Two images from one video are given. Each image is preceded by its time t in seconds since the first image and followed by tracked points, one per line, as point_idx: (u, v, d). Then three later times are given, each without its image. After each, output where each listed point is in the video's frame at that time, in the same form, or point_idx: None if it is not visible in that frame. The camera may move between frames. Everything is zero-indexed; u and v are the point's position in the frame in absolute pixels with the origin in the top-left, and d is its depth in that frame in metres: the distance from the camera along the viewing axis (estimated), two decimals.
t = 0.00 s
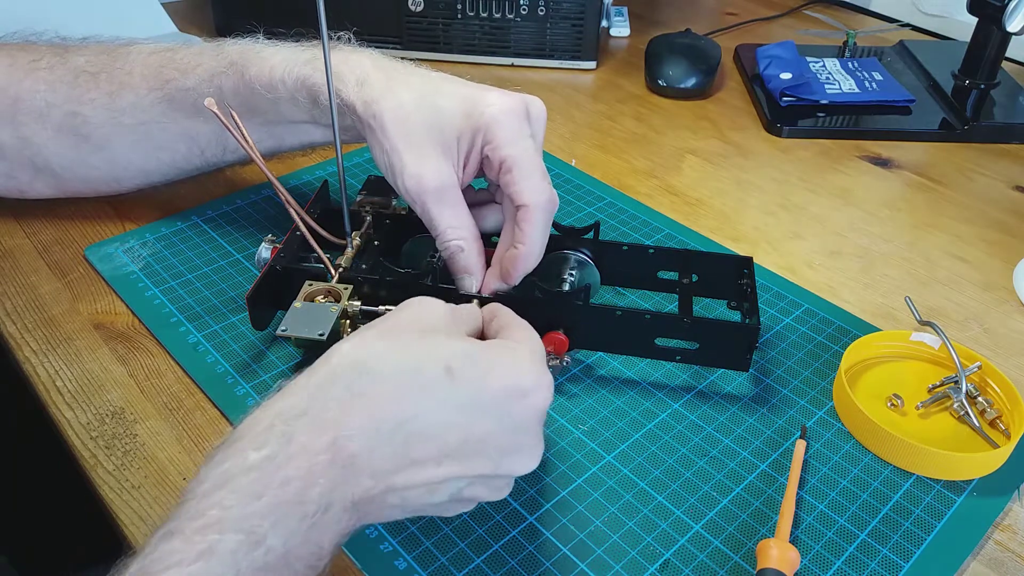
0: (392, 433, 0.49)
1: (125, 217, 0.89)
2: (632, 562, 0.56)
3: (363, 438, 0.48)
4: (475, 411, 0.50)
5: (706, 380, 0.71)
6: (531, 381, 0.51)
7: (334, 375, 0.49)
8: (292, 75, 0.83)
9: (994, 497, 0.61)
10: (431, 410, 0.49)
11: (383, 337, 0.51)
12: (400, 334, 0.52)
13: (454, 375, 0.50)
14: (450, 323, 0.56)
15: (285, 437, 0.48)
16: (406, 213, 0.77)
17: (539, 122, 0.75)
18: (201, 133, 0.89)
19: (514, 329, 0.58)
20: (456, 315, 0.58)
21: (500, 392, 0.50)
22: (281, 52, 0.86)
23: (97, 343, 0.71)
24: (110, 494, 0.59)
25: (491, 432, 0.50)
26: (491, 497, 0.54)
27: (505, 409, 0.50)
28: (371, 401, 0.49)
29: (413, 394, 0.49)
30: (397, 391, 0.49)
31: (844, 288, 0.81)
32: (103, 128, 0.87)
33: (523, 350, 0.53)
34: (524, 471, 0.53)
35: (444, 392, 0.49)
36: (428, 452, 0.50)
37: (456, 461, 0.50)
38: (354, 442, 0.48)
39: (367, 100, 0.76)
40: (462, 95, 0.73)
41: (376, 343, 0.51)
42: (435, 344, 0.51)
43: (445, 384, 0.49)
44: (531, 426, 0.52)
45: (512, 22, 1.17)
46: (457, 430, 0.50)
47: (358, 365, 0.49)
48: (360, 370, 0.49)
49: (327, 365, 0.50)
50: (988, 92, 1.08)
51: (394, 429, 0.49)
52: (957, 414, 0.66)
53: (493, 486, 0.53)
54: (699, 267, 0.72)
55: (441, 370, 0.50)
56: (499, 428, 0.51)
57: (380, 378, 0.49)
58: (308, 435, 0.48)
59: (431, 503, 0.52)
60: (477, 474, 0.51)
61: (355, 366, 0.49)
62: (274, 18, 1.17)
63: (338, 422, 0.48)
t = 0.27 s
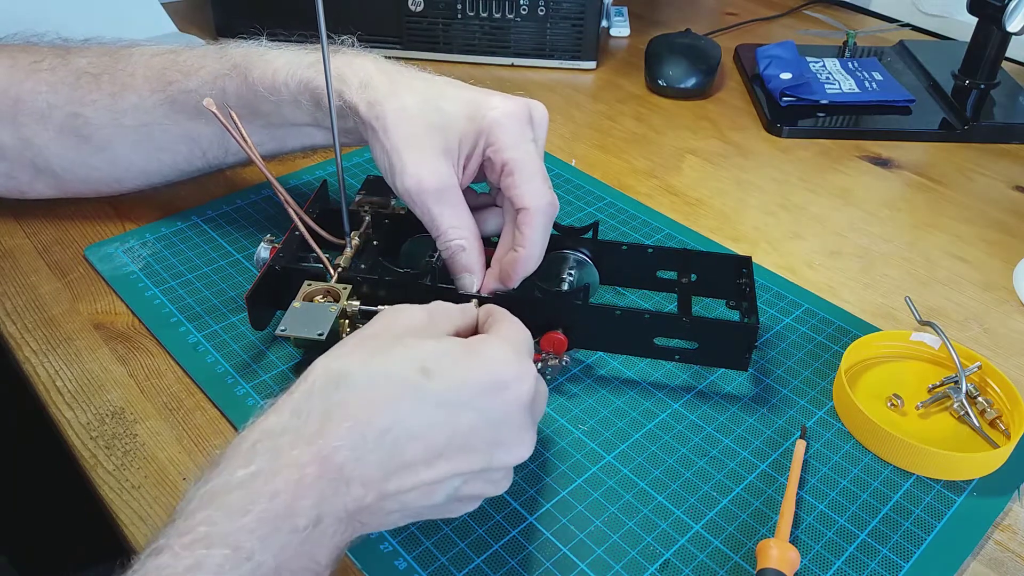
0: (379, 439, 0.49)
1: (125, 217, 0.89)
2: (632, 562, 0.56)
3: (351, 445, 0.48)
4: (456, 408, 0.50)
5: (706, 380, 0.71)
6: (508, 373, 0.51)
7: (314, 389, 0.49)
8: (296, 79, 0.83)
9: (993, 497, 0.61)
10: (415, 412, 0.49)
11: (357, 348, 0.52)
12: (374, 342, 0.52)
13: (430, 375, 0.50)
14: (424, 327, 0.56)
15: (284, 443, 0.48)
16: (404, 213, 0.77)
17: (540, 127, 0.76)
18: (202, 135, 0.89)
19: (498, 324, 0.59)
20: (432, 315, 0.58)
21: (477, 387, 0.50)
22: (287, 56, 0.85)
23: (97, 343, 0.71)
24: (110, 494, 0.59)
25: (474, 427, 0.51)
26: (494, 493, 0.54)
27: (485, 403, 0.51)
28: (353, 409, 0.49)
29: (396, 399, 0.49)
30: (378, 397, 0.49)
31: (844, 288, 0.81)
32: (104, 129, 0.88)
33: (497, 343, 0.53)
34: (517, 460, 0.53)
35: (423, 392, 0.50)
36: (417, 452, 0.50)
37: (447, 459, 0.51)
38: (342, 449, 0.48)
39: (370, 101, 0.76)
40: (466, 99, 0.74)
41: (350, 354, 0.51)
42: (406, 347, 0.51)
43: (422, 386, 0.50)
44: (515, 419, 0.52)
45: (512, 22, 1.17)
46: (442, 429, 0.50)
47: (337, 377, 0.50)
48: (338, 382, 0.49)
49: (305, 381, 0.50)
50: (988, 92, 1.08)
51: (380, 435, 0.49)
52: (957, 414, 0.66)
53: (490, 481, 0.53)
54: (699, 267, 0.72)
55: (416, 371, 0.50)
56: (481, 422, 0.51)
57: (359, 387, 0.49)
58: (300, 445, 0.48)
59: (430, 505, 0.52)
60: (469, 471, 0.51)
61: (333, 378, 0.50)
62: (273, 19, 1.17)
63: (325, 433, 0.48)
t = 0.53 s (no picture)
0: (389, 423, 0.48)
1: (125, 217, 0.89)
2: (632, 562, 0.56)
3: (362, 431, 0.47)
4: (456, 380, 0.50)
5: (706, 380, 0.71)
6: (498, 338, 0.52)
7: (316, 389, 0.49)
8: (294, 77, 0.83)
9: (993, 497, 0.61)
10: (420, 392, 0.49)
11: (350, 347, 0.52)
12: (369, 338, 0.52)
13: (425, 354, 0.50)
14: (412, 315, 0.56)
15: (294, 442, 0.47)
16: (403, 212, 0.77)
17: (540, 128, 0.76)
18: (203, 135, 0.89)
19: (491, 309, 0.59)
20: (416, 305, 0.58)
21: (472, 354, 0.51)
22: (287, 56, 0.85)
23: (97, 343, 0.71)
24: (110, 494, 0.59)
25: (478, 395, 0.51)
26: (515, 468, 0.54)
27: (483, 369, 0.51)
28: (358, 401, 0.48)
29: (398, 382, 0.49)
30: (379, 382, 0.49)
31: (844, 288, 0.81)
32: (105, 129, 0.87)
33: (486, 316, 0.54)
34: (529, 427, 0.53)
35: (422, 370, 0.50)
36: (431, 429, 0.49)
37: (460, 435, 0.50)
38: (354, 438, 0.47)
39: (370, 101, 0.76)
40: (467, 99, 0.74)
41: (343, 352, 0.51)
42: (397, 335, 0.52)
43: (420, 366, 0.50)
44: (514, 383, 0.52)
45: (512, 22, 1.17)
46: (449, 403, 0.50)
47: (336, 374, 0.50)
48: (337, 378, 0.49)
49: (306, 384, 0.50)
50: (988, 92, 1.08)
51: (390, 421, 0.48)
52: (957, 414, 0.66)
53: (507, 453, 0.53)
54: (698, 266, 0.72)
55: (411, 353, 0.50)
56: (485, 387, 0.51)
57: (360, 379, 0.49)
58: (308, 438, 0.47)
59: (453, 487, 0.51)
60: (483, 443, 0.51)
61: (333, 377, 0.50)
62: (273, 19, 1.17)
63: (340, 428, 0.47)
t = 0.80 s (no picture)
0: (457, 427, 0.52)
1: (125, 217, 0.89)
2: (632, 562, 0.56)
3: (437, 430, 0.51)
4: (526, 393, 0.55)
5: (706, 380, 0.71)
6: (567, 357, 0.57)
7: (398, 380, 0.52)
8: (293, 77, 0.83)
9: (993, 497, 0.61)
10: (490, 399, 0.53)
11: (429, 340, 0.55)
12: (440, 333, 0.55)
13: (504, 363, 0.55)
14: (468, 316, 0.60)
15: (382, 436, 0.49)
16: (402, 212, 0.77)
17: (539, 129, 0.76)
18: (203, 135, 0.89)
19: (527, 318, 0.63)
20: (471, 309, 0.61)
21: (543, 371, 0.56)
22: (285, 56, 0.85)
23: (96, 343, 0.71)
24: (110, 494, 0.59)
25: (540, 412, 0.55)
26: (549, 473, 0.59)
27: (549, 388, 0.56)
28: (437, 399, 0.52)
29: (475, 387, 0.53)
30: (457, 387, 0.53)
31: (844, 288, 0.81)
32: (105, 129, 0.88)
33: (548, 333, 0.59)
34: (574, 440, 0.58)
35: (495, 381, 0.54)
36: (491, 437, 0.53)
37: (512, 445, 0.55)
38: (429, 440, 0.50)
39: (369, 101, 0.76)
40: (466, 99, 0.74)
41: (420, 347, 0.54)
42: (474, 341, 0.55)
43: (498, 374, 0.54)
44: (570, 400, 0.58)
45: (512, 22, 1.17)
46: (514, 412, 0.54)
47: (418, 369, 0.53)
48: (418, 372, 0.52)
49: (387, 372, 0.52)
50: (988, 92, 1.08)
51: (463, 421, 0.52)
52: (957, 414, 0.66)
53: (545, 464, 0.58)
54: (697, 267, 0.72)
55: (489, 362, 0.54)
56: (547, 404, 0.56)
57: (440, 376, 0.53)
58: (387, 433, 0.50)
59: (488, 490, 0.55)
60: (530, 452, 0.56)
61: (415, 370, 0.52)
62: (273, 19, 1.17)
63: (420, 427, 0.50)
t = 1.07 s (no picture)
0: (456, 419, 0.53)
1: (125, 217, 0.89)
2: (632, 562, 0.56)
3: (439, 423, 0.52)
4: (531, 394, 0.56)
5: (706, 380, 0.71)
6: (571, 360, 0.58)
7: (406, 365, 0.54)
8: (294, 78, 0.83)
9: (993, 497, 0.61)
10: (492, 396, 0.54)
11: (440, 332, 0.57)
12: (447, 328, 0.57)
13: (508, 360, 0.56)
14: (473, 312, 0.61)
15: (389, 420, 0.51)
16: (402, 212, 0.77)
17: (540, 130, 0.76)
18: (203, 135, 0.89)
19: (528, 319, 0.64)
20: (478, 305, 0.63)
21: (545, 371, 0.56)
22: (286, 57, 0.86)
23: (97, 343, 0.71)
24: (110, 494, 0.59)
25: (541, 412, 0.56)
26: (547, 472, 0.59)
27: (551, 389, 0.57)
28: (440, 387, 0.53)
29: (479, 380, 0.54)
30: (460, 378, 0.54)
31: (844, 288, 0.81)
32: (106, 129, 0.88)
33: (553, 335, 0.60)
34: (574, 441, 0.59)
35: (498, 377, 0.55)
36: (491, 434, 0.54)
37: (509, 443, 0.55)
38: (431, 428, 0.52)
39: (370, 101, 0.76)
40: (467, 100, 0.74)
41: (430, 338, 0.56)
42: (480, 336, 0.57)
43: (500, 369, 0.55)
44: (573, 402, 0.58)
45: (512, 22, 1.17)
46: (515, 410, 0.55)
47: (426, 358, 0.54)
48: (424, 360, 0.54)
49: (396, 356, 0.54)
50: (988, 92, 1.08)
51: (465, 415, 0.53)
52: (957, 414, 0.66)
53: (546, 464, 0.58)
54: (697, 267, 0.72)
55: (494, 357, 0.56)
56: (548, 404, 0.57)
57: (445, 369, 0.54)
58: (393, 416, 0.51)
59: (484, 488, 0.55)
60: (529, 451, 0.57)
61: (423, 357, 0.54)
62: (274, 19, 1.17)
63: (422, 413, 0.52)
